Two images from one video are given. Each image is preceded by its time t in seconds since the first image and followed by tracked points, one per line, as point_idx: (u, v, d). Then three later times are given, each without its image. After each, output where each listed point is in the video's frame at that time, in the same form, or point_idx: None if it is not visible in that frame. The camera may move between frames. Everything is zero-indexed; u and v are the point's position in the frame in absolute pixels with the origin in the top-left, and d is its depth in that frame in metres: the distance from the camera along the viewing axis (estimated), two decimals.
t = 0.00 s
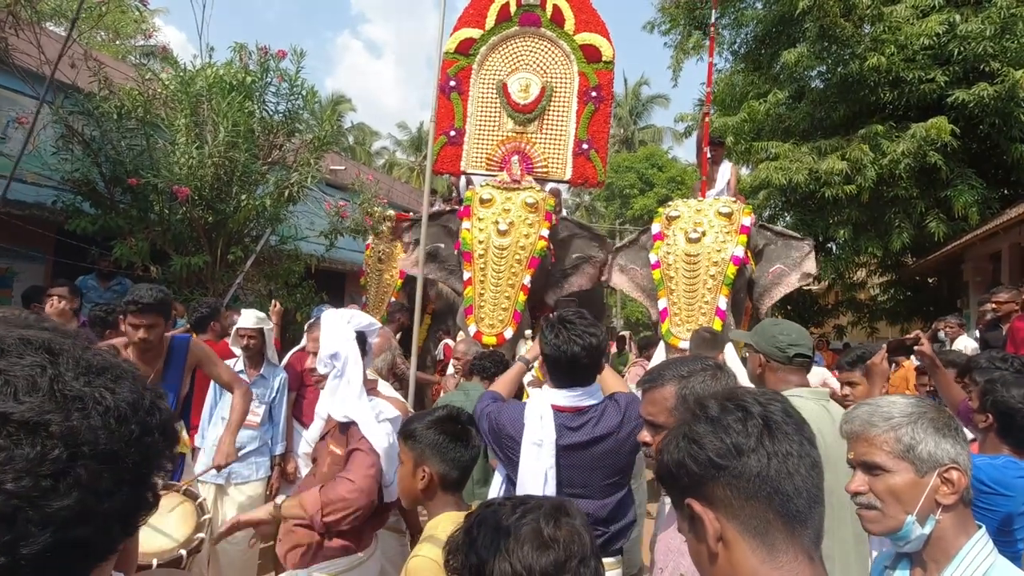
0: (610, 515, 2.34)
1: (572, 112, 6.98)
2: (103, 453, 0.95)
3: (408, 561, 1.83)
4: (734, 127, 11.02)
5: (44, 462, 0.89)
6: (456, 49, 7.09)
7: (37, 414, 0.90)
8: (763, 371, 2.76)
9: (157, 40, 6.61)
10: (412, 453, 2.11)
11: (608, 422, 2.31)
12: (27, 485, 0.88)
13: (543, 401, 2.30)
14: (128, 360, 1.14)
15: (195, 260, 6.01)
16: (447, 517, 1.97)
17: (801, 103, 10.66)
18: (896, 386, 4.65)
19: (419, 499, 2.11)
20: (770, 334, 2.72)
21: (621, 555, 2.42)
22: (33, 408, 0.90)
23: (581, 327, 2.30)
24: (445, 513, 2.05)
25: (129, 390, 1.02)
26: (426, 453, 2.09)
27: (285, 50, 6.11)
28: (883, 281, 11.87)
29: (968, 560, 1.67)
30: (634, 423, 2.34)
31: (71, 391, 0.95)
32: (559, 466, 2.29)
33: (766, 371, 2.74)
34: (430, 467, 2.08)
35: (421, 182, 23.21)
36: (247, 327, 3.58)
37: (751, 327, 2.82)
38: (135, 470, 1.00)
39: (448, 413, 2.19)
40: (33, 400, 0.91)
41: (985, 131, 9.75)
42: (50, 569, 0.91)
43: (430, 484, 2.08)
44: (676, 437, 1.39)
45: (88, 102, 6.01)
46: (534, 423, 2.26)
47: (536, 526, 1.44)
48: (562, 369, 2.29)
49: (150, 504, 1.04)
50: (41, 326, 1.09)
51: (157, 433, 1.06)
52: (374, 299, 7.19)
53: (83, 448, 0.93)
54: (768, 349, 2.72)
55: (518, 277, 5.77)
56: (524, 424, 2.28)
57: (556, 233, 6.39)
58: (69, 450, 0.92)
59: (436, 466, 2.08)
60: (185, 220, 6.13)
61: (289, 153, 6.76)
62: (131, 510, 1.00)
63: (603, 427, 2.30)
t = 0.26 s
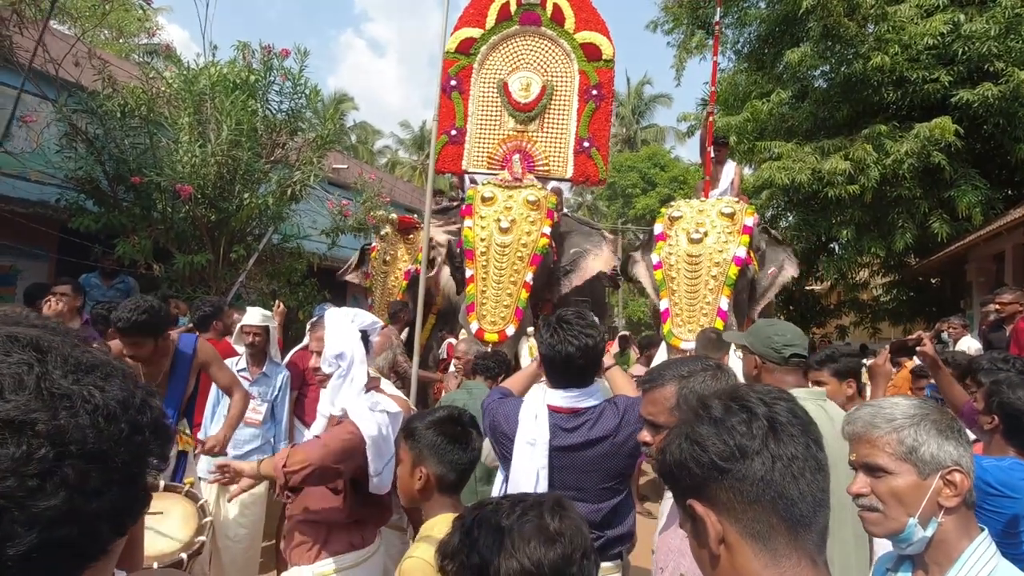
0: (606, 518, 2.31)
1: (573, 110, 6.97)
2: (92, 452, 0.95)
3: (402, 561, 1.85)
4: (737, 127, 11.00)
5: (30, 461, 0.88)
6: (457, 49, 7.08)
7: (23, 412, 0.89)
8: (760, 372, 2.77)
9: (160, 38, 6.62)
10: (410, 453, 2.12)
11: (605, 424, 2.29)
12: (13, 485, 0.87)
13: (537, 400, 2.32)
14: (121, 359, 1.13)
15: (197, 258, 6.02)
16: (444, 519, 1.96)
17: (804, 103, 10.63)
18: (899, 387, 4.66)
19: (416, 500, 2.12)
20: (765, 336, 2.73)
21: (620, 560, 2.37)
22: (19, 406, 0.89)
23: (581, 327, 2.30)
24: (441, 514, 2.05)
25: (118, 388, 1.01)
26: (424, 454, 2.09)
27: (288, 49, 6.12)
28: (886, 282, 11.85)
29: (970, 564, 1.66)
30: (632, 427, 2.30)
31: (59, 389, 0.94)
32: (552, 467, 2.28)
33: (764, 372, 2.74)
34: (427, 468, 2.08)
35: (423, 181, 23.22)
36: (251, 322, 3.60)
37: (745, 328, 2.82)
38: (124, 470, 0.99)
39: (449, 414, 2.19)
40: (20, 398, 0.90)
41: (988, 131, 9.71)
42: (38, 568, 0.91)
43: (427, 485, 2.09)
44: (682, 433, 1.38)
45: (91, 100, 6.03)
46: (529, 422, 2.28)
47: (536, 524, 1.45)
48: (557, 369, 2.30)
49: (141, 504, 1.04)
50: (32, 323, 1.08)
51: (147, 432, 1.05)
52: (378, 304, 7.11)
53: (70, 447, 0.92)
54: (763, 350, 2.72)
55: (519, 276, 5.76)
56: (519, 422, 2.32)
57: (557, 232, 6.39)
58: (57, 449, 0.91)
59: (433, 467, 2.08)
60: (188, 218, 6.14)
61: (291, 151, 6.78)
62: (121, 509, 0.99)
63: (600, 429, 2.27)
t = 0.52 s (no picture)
0: (606, 519, 2.31)
1: (573, 109, 6.97)
2: (91, 453, 0.95)
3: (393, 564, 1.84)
4: (738, 127, 10.99)
5: (30, 462, 0.89)
6: (455, 50, 7.08)
7: (22, 413, 0.89)
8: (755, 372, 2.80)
9: (161, 37, 6.63)
10: (400, 454, 2.12)
11: (605, 425, 2.28)
12: (12, 487, 0.87)
13: (539, 400, 2.33)
14: (120, 359, 1.13)
15: (198, 257, 6.02)
16: (437, 523, 1.94)
17: (805, 103, 10.62)
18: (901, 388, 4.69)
19: (407, 502, 2.11)
20: (758, 337, 2.73)
21: (621, 562, 2.35)
22: (18, 407, 0.89)
23: (583, 326, 2.30)
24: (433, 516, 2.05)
25: (118, 388, 1.02)
26: (416, 456, 2.09)
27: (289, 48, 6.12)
28: (887, 282, 11.84)
29: (972, 565, 1.66)
30: (633, 429, 2.29)
31: (58, 390, 0.94)
32: (550, 467, 2.28)
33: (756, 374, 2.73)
34: (418, 471, 2.07)
35: (424, 181, 23.22)
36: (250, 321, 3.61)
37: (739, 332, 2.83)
38: (124, 470, 0.99)
39: (442, 416, 2.19)
40: (19, 399, 0.90)
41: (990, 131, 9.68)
42: (37, 569, 0.91)
43: (418, 488, 2.08)
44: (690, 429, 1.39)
45: (93, 99, 6.03)
46: (528, 421, 2.30)
47: (537, 524, 1.45)
48: (557, 369, 2.31)
49: (141, 505, 1.04)
50: (32, 323, 1.08)
51: (147, 432, 1.05)
52: (381, 301, 7.26)
53: (70, 448, 0.92)
54: (757, 352, 2.71)
55: (519, 275, 5.76)
56: (519, 420, 2.34)
57: (558, 232, 6.39)
58: (56, 450, 0.91)
59: (424, 470, 2.08)
60: (189, 217, 6.14)
61: (292, 151, 6.79)
62: (121, 510, 0.99)
63: (600, 430, 2.27)
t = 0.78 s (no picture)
0: (605, 520, 2.30)
1: (570, 109, 6.96)
2: (99, 450, 0.94)
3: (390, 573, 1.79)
4: (738, 127, 10.99)
5: (40, 459, 0.88)
6: (452, 52, 7.10)
7: (30, 411, 0.89)
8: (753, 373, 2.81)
9: (161, 36, 6.63)
10: (398, 458, 2.11)
11: (606, 425, 2.28)
12: (22, 484, 0.87)
13: (540, 399, 2.33)
14: (126, 357, 1.12)
15: (198, 256, 6.01)
16: (436, 527, 1.93)
17: (805, 103, 10.61)
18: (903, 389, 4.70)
19: (404, 506, 2.11)
20: (751, 338, 2.72)
21: (621, 564, 2.32)
22: (26, 405, 0.89)
23: (585, 326, 2.30)
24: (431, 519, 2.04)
25: (124, 386, 1.01)
26: (414, 460, 2.08)
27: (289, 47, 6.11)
28: (887, 282, 11.85)
29: (975, 567, 1.66)
30: (634, 430, 2.29)
31: (65, 388, 0.93)
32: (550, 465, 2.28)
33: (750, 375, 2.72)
34: (416, 475, 2.07)
35: (423, 181, 23.20)
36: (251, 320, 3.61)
37: (732, 332, 2.82)
38: (131, 467, 0.99)
39: (440, 419, 2.18)
40: (26, 397, 0.89)
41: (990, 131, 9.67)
42: (47, 566, 0.90)
43: (416, 492, 2.08)
44: (696, 433, 1.36)
45: (93, 98, 6.02)
46: (528, 418, 2.29)
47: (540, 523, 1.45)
48: (559, 369, 2.30)
49: (148, 502, 1.04)
50: (35, 321, 1.07)
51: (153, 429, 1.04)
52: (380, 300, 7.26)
53: (78, 445, 0.92)
54: (751, 354, 2.69)
55: (518, 275, 5.75)
56: (520, 418, 2.34)
57: (557, 232, 6.38)
58: (65, 447, 0.90)
59: (421, 474, 2.07)
60: (189, 216, 6.14)
61: (292, 150, 6.79)
62: (128, 507, 0.99)
63: (601, 430, 2.27)
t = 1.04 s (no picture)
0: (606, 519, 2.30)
1: (567, 108, 6.96)
2: (102, 446, 0.94)
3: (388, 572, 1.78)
4: (738, 127, 10.99)
5: (44, 455, 0.88)
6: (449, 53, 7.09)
7: (34, 407, 0.89)
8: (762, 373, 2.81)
9: (160, 35, 6.63)
10: (394, 458, 2.11)
11: (607, 425, 2.28)
12: (26, 479, 0.87)
13: (543, 398, 2.34)
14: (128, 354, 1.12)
15: (198, 255, 6.01)
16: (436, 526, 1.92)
17: (805, 103, 10.61)
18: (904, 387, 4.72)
19: (400, 505, 2.11)
20: (757, 337, 2.72)
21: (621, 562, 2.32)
22: (30, 401, 0.89)
23: (587, 325, 2.29)
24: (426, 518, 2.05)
25: (125, 383, 1.01)
26: (412, 460, 2.08)
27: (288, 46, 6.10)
28: (886, 282, 11.85)
29: (974, 566, 1.66)
30: (635, 430, 2.29)
31: (68, 384, 0.93)
32: (553, 464, 2.29)
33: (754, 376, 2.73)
34: (413, 475, 2.07)
35: (423, 180, 23.19)
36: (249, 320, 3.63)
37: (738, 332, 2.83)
38: (134, 463, 0.99)
39: (437, 419, 2.18)
40: (29, 393, 0.90)
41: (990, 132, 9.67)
42: (52, 561, 0.91)
43: (413, 492, 2.08)
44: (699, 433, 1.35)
45: (92, 97, 6.01)
46: (530, 417, 2.30)
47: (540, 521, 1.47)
48: (561, 368, 2.30)
49: (150, 497, 1.04)
50: (37, 320, 1.07)
51: (155, 426, 1.04)
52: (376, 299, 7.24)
53: (81, 441, 0.92)
54: (756, 353, 2.70)
55: (515, 274, 5.75)
56: (522, 417, 2.34)
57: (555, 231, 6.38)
58: (68, 442, 0.91)
59: (419, 474, 2.07)
60: (189, 215, 6.14)
61: (292, 150, 6.78)
62: (131, 502, 0.99)
63: (602, 430, 2.27)
